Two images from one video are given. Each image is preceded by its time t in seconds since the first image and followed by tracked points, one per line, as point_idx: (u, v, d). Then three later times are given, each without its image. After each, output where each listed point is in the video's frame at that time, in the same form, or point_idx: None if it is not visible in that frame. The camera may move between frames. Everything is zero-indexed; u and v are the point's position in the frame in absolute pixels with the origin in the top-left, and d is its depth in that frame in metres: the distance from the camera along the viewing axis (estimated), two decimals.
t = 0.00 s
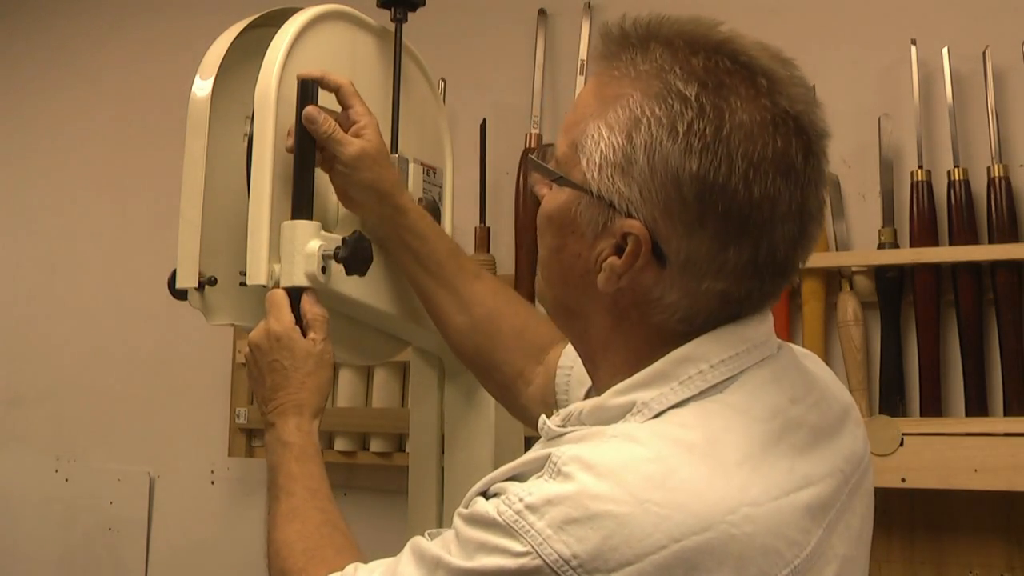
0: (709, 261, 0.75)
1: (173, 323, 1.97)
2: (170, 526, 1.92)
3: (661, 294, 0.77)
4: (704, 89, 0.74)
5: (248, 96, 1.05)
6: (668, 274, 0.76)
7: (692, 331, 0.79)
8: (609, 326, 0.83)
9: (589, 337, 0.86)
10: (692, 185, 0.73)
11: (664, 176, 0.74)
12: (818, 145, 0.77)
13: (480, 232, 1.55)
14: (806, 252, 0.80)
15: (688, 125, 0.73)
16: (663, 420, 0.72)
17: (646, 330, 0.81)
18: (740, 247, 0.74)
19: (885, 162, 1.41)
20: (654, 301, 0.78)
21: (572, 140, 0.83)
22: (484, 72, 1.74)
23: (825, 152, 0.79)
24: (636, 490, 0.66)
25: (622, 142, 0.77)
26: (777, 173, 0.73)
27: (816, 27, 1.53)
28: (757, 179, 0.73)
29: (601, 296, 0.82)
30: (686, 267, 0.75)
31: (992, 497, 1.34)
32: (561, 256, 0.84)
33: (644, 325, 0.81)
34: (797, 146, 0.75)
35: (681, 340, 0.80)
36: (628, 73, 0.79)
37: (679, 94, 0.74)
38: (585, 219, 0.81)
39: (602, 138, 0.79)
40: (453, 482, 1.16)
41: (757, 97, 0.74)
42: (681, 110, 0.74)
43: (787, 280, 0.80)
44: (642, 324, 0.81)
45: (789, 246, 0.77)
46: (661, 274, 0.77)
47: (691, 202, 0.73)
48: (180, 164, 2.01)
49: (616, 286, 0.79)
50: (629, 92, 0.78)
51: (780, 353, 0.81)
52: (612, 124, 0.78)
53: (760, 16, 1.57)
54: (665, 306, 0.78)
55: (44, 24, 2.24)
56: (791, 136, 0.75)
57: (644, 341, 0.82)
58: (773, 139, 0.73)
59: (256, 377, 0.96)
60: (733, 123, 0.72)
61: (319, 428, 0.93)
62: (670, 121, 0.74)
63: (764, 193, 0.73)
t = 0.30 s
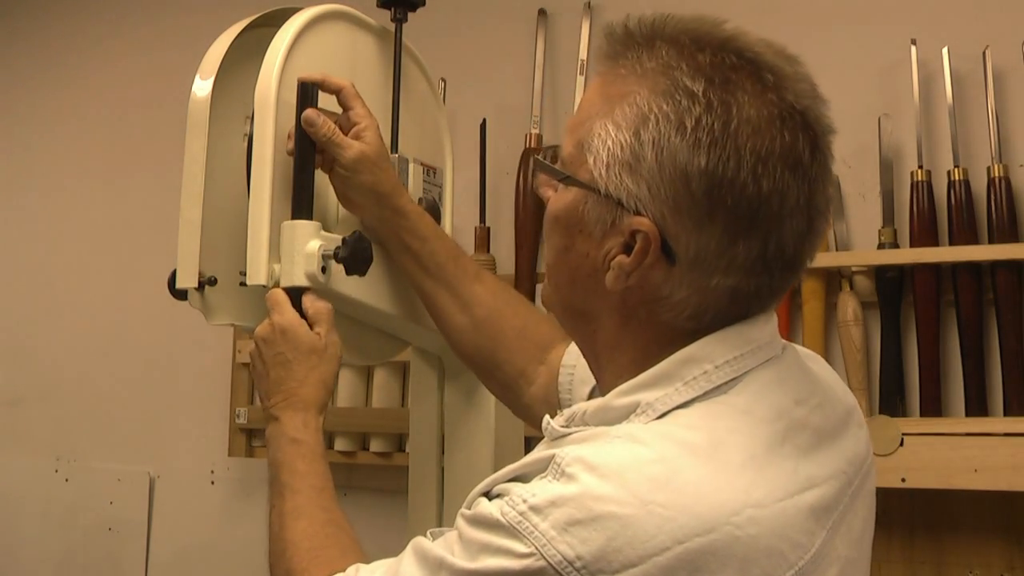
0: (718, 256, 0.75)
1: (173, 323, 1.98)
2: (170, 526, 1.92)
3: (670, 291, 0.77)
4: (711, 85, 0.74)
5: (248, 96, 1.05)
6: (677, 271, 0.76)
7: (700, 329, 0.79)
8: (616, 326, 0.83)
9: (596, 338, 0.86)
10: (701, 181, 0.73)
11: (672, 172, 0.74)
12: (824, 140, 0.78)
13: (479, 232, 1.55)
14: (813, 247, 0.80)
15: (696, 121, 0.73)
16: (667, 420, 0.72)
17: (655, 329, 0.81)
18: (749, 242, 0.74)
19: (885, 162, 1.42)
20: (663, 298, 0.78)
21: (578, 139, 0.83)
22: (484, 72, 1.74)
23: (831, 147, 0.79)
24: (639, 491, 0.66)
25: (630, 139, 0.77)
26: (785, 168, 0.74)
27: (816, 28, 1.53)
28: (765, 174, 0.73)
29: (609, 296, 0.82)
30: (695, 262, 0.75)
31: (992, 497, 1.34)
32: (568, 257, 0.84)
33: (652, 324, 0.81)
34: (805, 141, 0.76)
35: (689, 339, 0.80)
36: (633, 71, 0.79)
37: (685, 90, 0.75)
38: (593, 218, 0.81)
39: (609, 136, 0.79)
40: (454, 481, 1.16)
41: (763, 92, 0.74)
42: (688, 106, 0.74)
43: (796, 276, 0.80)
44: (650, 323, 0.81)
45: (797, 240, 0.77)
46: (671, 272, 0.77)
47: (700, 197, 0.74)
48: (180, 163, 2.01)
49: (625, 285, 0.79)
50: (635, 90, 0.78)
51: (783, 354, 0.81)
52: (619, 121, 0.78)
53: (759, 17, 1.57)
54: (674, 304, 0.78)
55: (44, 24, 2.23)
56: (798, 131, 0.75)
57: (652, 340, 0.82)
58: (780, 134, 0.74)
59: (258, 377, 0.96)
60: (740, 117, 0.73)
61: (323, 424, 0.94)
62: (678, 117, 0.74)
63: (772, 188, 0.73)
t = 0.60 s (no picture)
0: (733, 226, 0.75)
1: (173, 323, 1.97)
2: (170, 526, 1.92)
3: (688, 274, 0.77)
4: (695, 63, 0.77)
5: (248, 96, 1.05)
6: (695, 250, 0.76)
7: (719, 309, 0.79)
8: (634, 325, 0.83)
9: (616, 342, 0.85)
10: (704, 151, 0.74)
11: (675, 151, 0.75)
12: (808, 105, 0.80)
13: (479, 232, 1.55)
14: (819, 212, 0.82)
15: (688, 97, 0.75)
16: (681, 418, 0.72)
17: (676, 318, 0.80)
18: (760, 207, 0.76)
19: (885, 162, 1.42)
20: (682, 279, 0.78)
21: (572, 148, 0.84)
22: (484, 72, 1.74)
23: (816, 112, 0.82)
24: (652, 489, 0.66)
25: (627, 130, 0.78)
26: (780, 128, 0.76)
27: (816, 28, 1.53)
28: (762, 136, 0.75)
29: (626, 293, 0.82)
30: (711, 238, 0.76)
31: (992, 497, 1.34)
32: (579, 265, 0.84)
33: (673, 312, 0.80)
34: (793, 105, 0.78)
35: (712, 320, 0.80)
36: (615, 69, 0.81)
37: (671, 72, 0.77)
38: (601, 217, 0.81)
39: (605, 132, 0.80)
40: (453, 480, 1.15)
41: (745, 64, 0.77)
42: (678, 85, 0.76)
43: (806, 244, 0.81)
44: (669, 312, 0.80)
45: (804, 202, 0.79)
46: (688, 253, 0.77)
47: (705, 170, 0.75)
48: (180, 164, 2.01)
49: (643, 276, 0.79)
50: (623, 85, 0.79)
51: (797, 355, 0.81)
52: (613, 116, 0.79)
53: (759, 17, 1.57)
54: (693, 284, 0.77)
55: (43, 24, 2.23)
56: (785, 96, 0.78)
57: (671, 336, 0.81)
58: (768, 97, 0.76)
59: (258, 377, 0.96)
60: (727, 89, 0.75)
61: (322, 425, 0.93)
62: (670, 97, 0.76)
63: (772, 148, 0.75)
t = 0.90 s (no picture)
0: (738, 221, 0.75)
1: (173, 323, 1.97)
2: (169, 526, 1.92)
3: (690, 265, 0.77)
4: (714, 57, 0.77)
5: (247, 97, 1.05)
6: (699, 242, 0.76)
7: (720, 305, 0.79)
8: (635, 316, 0.83)
9: (616, 333, 0.85)
10: (715, 145, 0.74)
11: (686, 142, 0.75)
12: (825, 109, 0.80)
13: (479, 232, 1.56)
14: (824, 217, 0.82)
15: (704, 89, 0.75)
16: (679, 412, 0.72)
17: (677, 312, 0.80)
18: (766, 205, 0.76)
19: (885, 162, 1.42)
20: (684, 272, 0.78)
21: (584, 133, 0.84)
22: (484, 72, 1.74)
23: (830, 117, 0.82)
24: (649, 484, 0.66)
25: (640, 117, 0.78)
26: (793, 128, 0.76)
27: (815, 28, 1.53)
28: (774, 135, 0.75)
29: (628, 282, 0.82)
30: (715, 230, 0.76)
31: (992, 497, 1.34)
32: (583, 250, 0.84)
33: (674, 306, 0.80)
34: (808, 107, 0.78)
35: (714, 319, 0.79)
36: (633, 57, 0.81)
37: (689, 63, 0.77)
38: (607, 203, 0.81)
39: (618, 119, 0.80)
40: (453, 483, 1.15)
41: (763, 62, 0.77)
42: (695, 76, 0.76)
43: (810, 246, 0.81)
44: (669, 305, 0.80)
45: (811, 205, 0.79)
46: (691, 245, 0.77)
47: (715, 163, 0.75)
48: (180, 164, 2.01)
49: (645, 265, 0.79)
50: (639, 72, 0.79)
51: (799, 352, 0.81)
52: (627, 103, 0.79)
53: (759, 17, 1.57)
54: (695, 277, 0.77)
55: (44, 25, 2.24)
56: (801, 96, 0.78)
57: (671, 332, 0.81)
58: (784, 97, 0.76)
59: (257, 382, 0.96)
60: (744, 83, 0.75)
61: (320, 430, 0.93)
62: (686, 88, 0.76)
63: (783, 148, 0.75)
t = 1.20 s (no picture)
0: (729, 235, 0.76)
1: (173, 323, 1.98)
2: (170, 526, 1.92)
3: (678, 273, 0.78)
4: (722, 65, 0.76)
5: (248, 97, 1.05)
6: (687, 252, 0.77)
7: (706, 315, 0.79)
8: (623, 313, 0.83)
9: (604, 328, 0.86)
10: (713, 158, 0.74)
11: (684, 151, 0.75)
12: (830, 126, 0.80)
13: (479, 232, 1.56)
14: (819, 235, 0.82)
15: (708, 99, 0.75)
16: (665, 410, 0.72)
17: (663, 315, 0.81)
18: (759, 222, 0.76)
19: (885, 161, 1.42)
20: (672, 279, 0.78)
21: (587, 126, 0.84)
22: (484, 72, 1.74)
23: (837, 133, 0.81)
24: (629, 481, 0.66)
25: (641, 119, 0.78)
26: (795, 146, 0.76)
27: (815, 28, 1.53)
28: (775, 152, 0.75)
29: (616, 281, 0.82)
30: (705, 242, 0.76)
31: (992, 497, 1.34)
32: (575, 242, 0.84)
33: (661, 311, 0.81)
34: (813, 125, 0.78)
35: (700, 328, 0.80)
36: (644, 54, 0.80)
37: (697, 69, 0.76)
38: (602, 201, 0.81)
39: (620, 118, 0.80)
40: (453, 483, 1.15)
41: (773, 74, 0.77)
42: (700, 85, 0.75)
43: (802, 262, 0.81)
44: (656, 308, 0.81)
45: (805, 223, 0.79)
46: (680, 253, 0.77)
47: (711, 175, 0.75)
48: (180, 164, 2.01)
49: (633, 267, 0.79)
50: (646, 71, 0.79)
51: (790, 351, 0.81)
52: (631, 102, 0.79)
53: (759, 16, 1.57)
54: (683, 285, 0.78)
55: (44, 25, 2.23)
56: (807, 113, 0.77)
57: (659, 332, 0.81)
58: (789, 114, 0.76)
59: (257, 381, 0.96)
60: (751, 97, 0.75)
61: (323, 427, 0.93)
62: (690, 96, 0.75)
63: (782, 167, 0.75)
